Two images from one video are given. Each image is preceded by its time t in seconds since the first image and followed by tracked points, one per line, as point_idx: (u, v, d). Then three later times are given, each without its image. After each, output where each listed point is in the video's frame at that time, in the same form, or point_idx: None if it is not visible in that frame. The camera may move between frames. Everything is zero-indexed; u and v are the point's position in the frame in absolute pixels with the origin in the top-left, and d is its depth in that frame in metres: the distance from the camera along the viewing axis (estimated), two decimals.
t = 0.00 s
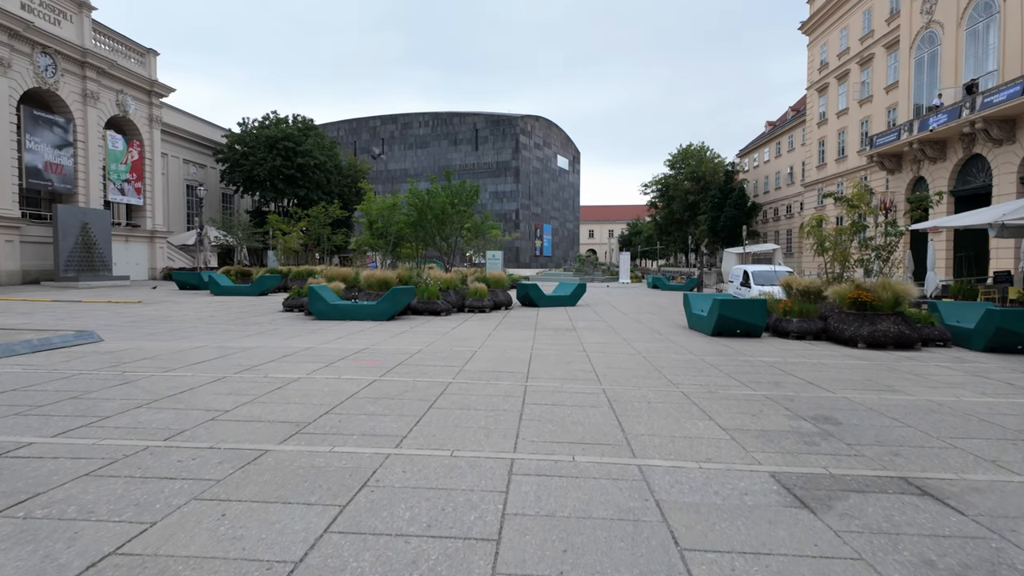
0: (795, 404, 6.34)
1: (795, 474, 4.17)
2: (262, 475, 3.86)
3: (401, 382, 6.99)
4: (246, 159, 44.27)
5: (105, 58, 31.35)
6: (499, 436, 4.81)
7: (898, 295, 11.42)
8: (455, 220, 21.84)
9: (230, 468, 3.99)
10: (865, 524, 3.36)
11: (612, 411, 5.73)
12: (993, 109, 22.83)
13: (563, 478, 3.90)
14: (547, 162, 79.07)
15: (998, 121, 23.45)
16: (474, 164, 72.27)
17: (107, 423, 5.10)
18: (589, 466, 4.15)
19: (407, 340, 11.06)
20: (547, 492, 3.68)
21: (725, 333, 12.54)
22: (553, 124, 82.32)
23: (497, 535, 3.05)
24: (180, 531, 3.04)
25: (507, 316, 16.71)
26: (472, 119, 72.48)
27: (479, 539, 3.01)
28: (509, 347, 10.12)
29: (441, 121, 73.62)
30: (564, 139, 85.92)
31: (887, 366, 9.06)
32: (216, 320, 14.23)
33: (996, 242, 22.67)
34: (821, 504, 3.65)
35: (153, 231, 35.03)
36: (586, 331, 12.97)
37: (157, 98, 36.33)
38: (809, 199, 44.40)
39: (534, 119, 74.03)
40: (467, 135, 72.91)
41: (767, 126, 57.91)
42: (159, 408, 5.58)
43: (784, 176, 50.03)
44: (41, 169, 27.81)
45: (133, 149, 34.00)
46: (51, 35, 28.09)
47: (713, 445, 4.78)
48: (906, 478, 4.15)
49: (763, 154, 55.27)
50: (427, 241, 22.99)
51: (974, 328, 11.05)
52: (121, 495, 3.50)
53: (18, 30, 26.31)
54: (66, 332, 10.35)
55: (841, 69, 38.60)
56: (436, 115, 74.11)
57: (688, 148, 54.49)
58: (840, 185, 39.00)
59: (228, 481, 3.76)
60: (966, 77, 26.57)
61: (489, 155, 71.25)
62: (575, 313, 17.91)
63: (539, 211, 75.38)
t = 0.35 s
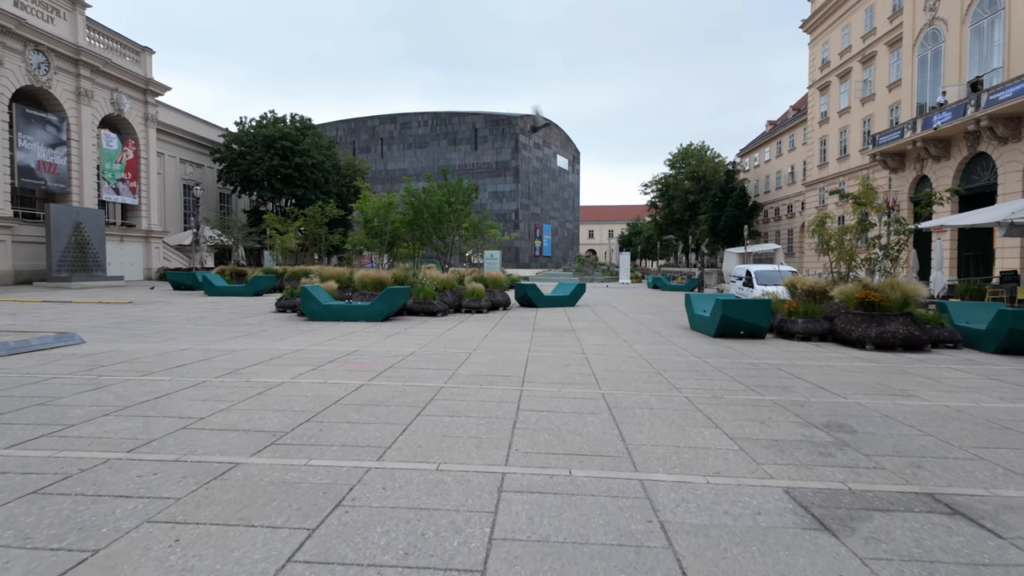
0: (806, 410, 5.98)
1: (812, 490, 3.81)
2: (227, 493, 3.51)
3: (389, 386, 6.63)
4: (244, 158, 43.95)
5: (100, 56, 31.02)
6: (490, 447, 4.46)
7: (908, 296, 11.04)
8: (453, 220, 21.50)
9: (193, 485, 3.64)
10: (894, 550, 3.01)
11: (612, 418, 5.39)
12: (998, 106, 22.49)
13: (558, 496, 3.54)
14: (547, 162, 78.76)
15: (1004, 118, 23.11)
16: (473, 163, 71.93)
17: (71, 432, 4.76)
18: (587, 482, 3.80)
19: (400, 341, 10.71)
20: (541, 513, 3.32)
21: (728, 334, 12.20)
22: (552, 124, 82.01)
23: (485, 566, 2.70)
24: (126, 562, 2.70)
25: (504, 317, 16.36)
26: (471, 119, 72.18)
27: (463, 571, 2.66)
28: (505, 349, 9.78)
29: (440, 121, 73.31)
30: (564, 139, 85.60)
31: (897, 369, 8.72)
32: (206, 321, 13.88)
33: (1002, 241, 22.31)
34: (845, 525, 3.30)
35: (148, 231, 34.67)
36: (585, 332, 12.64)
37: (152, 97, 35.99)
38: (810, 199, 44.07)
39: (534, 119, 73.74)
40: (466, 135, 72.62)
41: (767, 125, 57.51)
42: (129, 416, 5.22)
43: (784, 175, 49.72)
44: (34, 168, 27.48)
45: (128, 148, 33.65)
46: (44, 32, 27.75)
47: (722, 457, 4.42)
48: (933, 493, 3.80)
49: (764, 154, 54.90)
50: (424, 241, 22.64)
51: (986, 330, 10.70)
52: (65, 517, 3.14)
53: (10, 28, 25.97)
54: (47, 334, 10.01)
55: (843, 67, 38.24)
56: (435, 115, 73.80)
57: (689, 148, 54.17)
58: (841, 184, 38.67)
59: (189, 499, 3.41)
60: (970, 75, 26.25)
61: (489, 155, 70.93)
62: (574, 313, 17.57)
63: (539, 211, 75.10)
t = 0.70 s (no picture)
0: (823, 421, 5.62)
1: (836, 516, 3.46)
2: (192, 519, 3.18)
3: (381, 394, 6.28)
4: (245, 158, 43.72)
5: (99, 55, 30.81)
6: (484, 464, 4.12)
7: (923, 299, 10.64)
8: (453, 220, 21.13)
9: (156, 510, 3.30)
10: None
11: (617, 431, 5.05)
12: (1009, 104, 22.06)
13: (557, 524, 3.20)
14: (551, 162, 78.39)
15: (1015, 117, 22.67)
16: (476, 164, 71.61)
17: (35, 445, 4.43)
18: (591, 508, 3.45)
19: (397, 345, 10.37)
20: (538, 545, 2.98)
21: (736, 338, 11.82)
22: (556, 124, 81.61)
23: None
24: None
25: (506, 319, 16.02)
26: (474, 119, 71.88)
27: None
28: (505, 354, 9.43)
29: (443, 121, 73.01)
30: (567, 139, 85.25)
31: (914, 375, 8.35)
32: (201, 323, 13.57)
33: (1014, 242, 21.86)
34: (878, 559, 2.94)
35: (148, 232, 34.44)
36: (588, 335, 12.27)
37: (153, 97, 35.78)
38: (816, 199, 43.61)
39: (537, 119, 73.39)
40: (469, 136, 72.30)
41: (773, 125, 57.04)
42: (101, 427, 4.89)
43: (790, 175, 49.25)
44: (32, 168, 27.27)
45: (128, 148, 33.44)
46: (43, 31, 27.54)
47: (735, 475, 4.08)
48: (971, 520, 3.45)
49: (769, 154, 54.43)
50: (424, 241, 22.30)
51: (1004, 333, 10.30)
52: (7, 549, 2.81)
53: (8, 26, 25.75)
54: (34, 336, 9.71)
55: (850, 66, 37.77)
56: (438, 115, 73.49)
57: (693, 148, 53.72)
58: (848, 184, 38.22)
59: (149, 527, 3.08)
60: (981, 72, 25.81)
61: (492, 156, 70.60)
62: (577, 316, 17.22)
63: (542, 212, 74.75)
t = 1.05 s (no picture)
0: (848, 431, 5.24)
1: (877, 543, 3.07)
2: (151, 549, 2.81)
3: (376, 400, 5.92)
4: (249, 158, 43.57)
5: (102, 53, 30.64)
6: (483, 481, 3.75)
7: (945, 299, 10.22)
8: (454, 218, 20.76)
9: (114, 536, 2.94)
10: None
11: (627, 442, 4.67)
12: None
13: (561, 553, 2.84)
14: (556, 161, 77.94)
15: None
16: (481, 163, 71.30)
17: None
18: (602, 532, 3.09)
19: (398, 346, 10.02)
20: None
21: (748, 339, 11.41)
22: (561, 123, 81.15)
23: None
24: None
25: (510, 320, 15.66)
26: (479, 119, 71.57)
27: None
28: (509, 356, 9.08)
29: (447, 121, 72.69)
30: (572, 138, 84.78)
31: (938, 379, 7.94)
32: (198, 324, 13.25)
33: None
34: None
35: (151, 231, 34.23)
36: (595, 337, 11.89)
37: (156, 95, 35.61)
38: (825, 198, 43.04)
39: (542, 118, 73.00)
40: (474, 135, 71.97)
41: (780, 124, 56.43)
42: (72, 437, 4.55)
43: (798, 174, 48.69)
44: (33, 166, 27.07)
45: (130, 147, 33.24)
46: (44, 29, 27.36)
47: (758, 494, 3.70)
48: None
49: (776, 153, 53.85)
50: (426, 240, 21.94)
51: None
52: None
53: (9, 24, 25.59)
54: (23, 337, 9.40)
55: (859, 63, 37.22)
56: (442, 115, 73.17)
57: (700, 147, 53.21)
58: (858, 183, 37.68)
59: (102, 558, 2.72)
60: (995, 68, 25.26)
61: (497, 155, 70.24)
62: (583, 316, 16.84)
63: (547, 211, 74.34)
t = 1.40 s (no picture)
0: (867, 441, 4.88)
1: None
2: None
3: (362, 408, 5.56)
4: (248, 156, 43.27)
5: (98, 51, 30.35)
6: (471, 502, 3.39)
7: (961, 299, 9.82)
8: (453, 216, 20.39)
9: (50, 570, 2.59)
10: None
11: (629, 456, 4.32)
12: None
13: None
14: (557, 160, 77.51)
15: None
16: (482, 162, 70.95)
17: None
18: (601, 563, 2.75)
19: (392, 348, 9.68)
20: None
21: (754, 341, 11.05)
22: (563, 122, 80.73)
23: None
24: None
25: (509, 320, 15.32)
26: (480, 117, 71.19)
27: None
28: (507, 359, 8.73)
29: (448, 119, 72.31)
30: (574, 138, 84.25)
31: (956, 384, 7.57)
32: (189, 324, 12.91)
33: None
34: None
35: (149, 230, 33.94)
36: (596, 338, 11.55)
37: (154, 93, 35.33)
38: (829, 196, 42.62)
39: (543, 117, 72.60)
40: (475, 134, 71.62)
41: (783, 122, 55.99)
42: (28, 450, 4.20)
43: (801, 173, 48.29)
44: (28, 165, 26.78)
45: (128, 145, 32.93)
46: (39, 26, 27.06)
47: (776, 516, 3.34)
48: None
49: (780, 151, 53.43)
50: (425, 239, 21.58)
51: None
52: None
53: (4, 21, 25.30)
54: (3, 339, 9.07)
55: (864, 60, 36.78)
56: (443, 113, 72.78)
57: (702, 145, 52.77)
58: (862, 181, 37.28)
59: None
60: (1003, 64, 24.84)
61: (498, 154, 69.87)
62: (584, 316, 16.48)
63: (549, 210, 73.97)
